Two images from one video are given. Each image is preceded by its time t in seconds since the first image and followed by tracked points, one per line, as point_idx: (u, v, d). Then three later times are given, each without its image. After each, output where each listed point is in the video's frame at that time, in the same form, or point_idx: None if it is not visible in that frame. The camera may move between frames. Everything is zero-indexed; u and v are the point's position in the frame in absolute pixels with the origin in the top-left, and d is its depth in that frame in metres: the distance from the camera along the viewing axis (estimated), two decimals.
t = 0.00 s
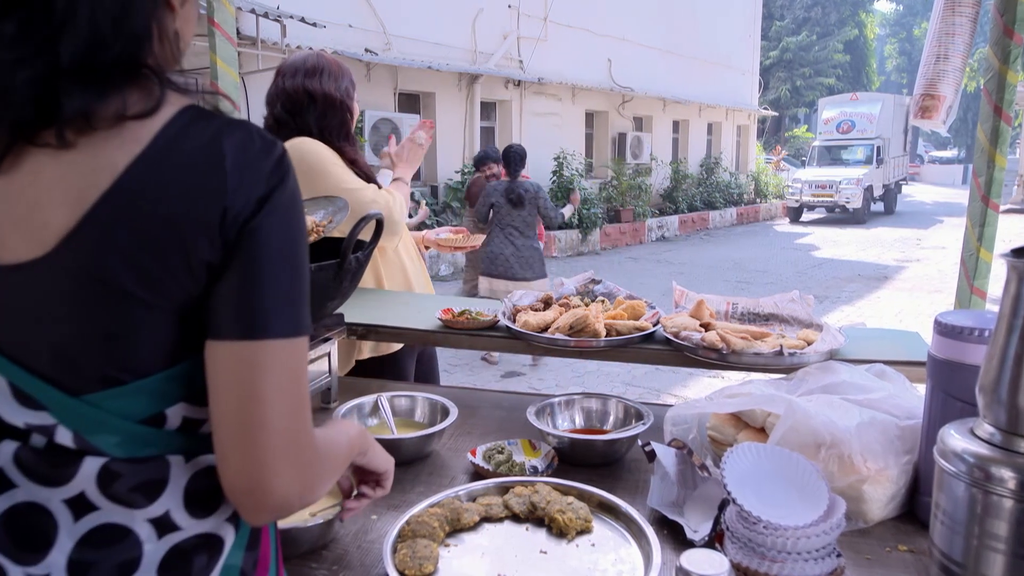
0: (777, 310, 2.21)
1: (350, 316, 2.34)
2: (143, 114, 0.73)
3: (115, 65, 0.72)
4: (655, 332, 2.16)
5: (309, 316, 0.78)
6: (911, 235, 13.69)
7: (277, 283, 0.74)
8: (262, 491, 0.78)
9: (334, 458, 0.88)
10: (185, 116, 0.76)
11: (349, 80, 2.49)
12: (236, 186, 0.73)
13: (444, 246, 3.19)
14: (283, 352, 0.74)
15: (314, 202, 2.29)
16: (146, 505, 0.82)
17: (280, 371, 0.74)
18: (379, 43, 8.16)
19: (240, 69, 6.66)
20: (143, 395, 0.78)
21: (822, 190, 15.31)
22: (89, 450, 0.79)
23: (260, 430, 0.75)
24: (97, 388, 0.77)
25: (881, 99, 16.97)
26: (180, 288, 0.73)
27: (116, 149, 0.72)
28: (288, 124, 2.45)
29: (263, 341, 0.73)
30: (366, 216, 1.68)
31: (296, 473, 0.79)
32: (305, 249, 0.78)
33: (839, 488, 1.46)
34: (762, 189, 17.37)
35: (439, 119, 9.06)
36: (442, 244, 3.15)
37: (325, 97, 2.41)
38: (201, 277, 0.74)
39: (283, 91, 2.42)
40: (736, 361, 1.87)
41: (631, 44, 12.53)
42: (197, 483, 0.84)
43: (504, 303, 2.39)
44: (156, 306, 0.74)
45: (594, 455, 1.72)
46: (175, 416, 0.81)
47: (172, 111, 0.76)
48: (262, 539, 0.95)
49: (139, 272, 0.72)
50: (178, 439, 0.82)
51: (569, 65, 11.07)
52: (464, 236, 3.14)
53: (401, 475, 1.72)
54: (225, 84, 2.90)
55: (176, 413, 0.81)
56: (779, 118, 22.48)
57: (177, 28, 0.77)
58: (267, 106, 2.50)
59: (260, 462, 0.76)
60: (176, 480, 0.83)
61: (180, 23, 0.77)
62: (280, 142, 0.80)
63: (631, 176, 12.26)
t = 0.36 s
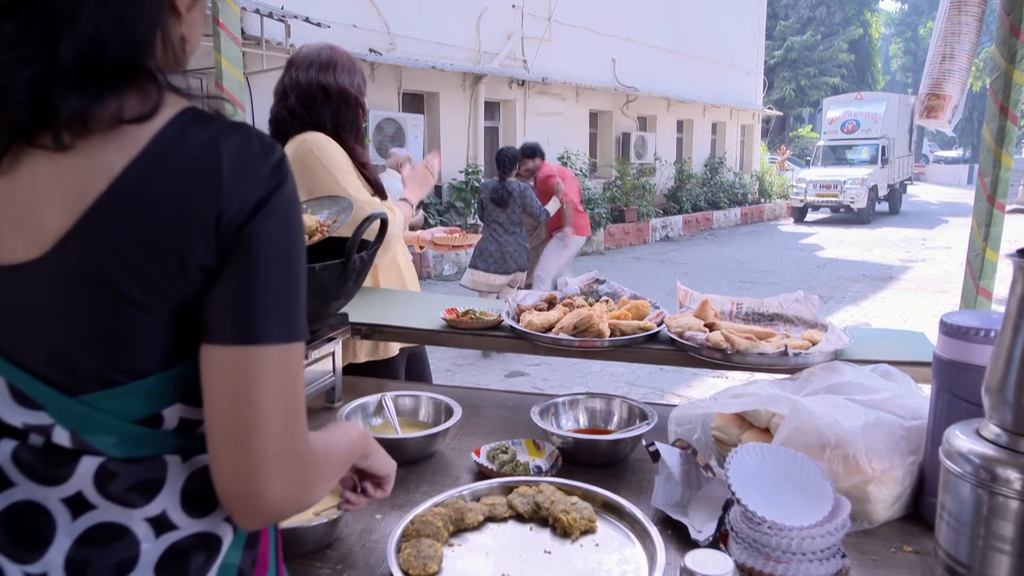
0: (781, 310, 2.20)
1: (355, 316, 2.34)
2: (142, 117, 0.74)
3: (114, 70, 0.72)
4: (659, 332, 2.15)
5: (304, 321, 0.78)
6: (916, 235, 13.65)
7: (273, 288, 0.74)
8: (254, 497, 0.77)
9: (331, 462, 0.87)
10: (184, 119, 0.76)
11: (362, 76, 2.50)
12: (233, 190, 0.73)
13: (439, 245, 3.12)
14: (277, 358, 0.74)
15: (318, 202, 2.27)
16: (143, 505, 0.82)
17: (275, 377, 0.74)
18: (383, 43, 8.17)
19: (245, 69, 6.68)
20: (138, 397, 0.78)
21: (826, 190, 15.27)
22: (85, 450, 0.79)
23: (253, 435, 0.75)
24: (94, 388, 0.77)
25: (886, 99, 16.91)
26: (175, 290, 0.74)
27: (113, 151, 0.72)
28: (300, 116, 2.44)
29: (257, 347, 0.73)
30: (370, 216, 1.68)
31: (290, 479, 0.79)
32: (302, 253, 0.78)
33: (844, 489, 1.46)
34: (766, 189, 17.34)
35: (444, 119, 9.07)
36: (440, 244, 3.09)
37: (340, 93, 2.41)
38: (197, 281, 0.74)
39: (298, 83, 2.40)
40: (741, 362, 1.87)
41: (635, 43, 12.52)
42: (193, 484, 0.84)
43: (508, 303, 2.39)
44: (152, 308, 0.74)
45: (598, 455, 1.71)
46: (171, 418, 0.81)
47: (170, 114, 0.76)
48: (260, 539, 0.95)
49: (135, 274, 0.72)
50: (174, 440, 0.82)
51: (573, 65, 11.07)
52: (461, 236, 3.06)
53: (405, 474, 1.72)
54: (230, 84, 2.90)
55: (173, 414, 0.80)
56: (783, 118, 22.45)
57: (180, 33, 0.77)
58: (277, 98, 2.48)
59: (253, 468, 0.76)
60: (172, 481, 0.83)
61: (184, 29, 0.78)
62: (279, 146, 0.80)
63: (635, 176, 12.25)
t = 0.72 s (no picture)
0: (785, 310, 2.20)
1: (359, 315, 2.34)
2: (160, 128, 0.74)
3: (140, 81, 0.73)
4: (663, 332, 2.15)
5: (309, 336, 0.78)
6: (921, 235, 13.61)
7: (278, 303, 0.74)
8: (248, 510, 0.78)
9: (328, 473, 0.87)
10: (200, 129, 0.76)
11: (372, 73, 2.47)
12: (243, 202, 0.73)
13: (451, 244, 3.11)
14: (278, 373, 0.74)
15: (322, 201, 2.27)
16: (142, 503, 0.82)
17: (275, 392, 0.74)
18: (387, 42, 8.18)
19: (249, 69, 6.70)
20: (141, 400, 0.78)
21: (830, 190, 15.25)
22: (87, 447, 0.80)
23: (250, 448, 0.75)
24: (97, 387, 0.77)
25: (891, 98, 16.76)
26: (180, 299, 0.74)
27: (126, 156, 0.73)
28: (309, 120, 2.45)
29: (259, 361, 0.73)
30: (374, 216, 1.68)
31: (283, 494, 0.79)
32: (310, 269, 0.78)
33: (848, 489, 1.45)
34: (770, 189, 17.31)
35: (447, 118, 9.08)
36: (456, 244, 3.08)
37: (347, 93, 2.40)
38: (201, 292, 0.74)
39: (306, 87, 2.41)
40: (745, 361, 1.87)
41: (638, 42, 12.50)
42: (192, 484, 0.84)
43: (511, 303, 2.39)
44: (157, 315, 0.74)
45: (601, 456, 1.72)
46: (174, 419, 0.81)
47: (190, 125, 0.76)
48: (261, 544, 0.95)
49: (142, 283, 0.72)
50: (173, 441, 0.82)
51: (577, 65, 11.07)
52: (474, 236, 3.05)
53: (408, 473, 1.72)
54: (234, 83, 2.91)
55: (174, 416, 0.80)
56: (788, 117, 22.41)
57: (212, 49, 0.78)
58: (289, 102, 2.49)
59: (249, 480, 0.76)
60: (171, 482, 0.83)
61: (216, 46, 0.79)
62: (294, 162, 0.80)
63: (639, 175, 12.24)
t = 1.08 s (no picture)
0: (788, 309, 2.20)
1: (361, 314, 2.34)
2: (168, 127, 0.74)
3: (146, 80, 0.73)
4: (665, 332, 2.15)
5: (314, 335, 0.78)
6: (924, 234, 13.58)
7: (283, 301, 0.74)
8: (252, 508, 0.78)
9: (331, 473, 0.87)
10: (206, 128, 0.76)
11: (387, 76, 2.49)
12: (248, 200, 0.73)
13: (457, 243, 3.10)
14: (283, 371, 0.74)
15: (326, 200, 2.27)
16: (147, 501, 0.82)
17: (279, 389, 0.74)
18: (389, 42, 8.18)
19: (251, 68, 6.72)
20: (148, 398, 0.78)
21: (833, 189, 15.23)
22: (93, 445, 0.80)
23: (254, 447, 0.75)
24: (104, 385, 0.77)
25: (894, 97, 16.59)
26: (186, 297, 0.74)
27: (132, 155, 0.73)
28: (327, 121, 2.44)
29: (264, 360, 0.73)
30: (375, 215, 1.68)
31: (287, 493, 0.79)
32: (314, 267, 0.78)
33: (850, 489, 1.45)
34: (773, 188, 17.28)
35: (449, 117, 9.08)
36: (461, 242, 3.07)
37: (367, 96, 2.42)
38: (207, 290, 0.74)
39: (326, 89, 2.42)
40: (748, 361, 1.86)
41: (641, 41, 12.48)
42: (198, 483, 0.84)
43: (514, 302, 2.39)
44: (163, 313, 0.74)
45: (603, 455, 1.72)
46: (179, 417, 0.81)
47: (197, 123, 0.77)
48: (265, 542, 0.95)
49: (149, 282, 0.73)
50: (179, 439, 0.82)
51: (579, 64, 11.06)
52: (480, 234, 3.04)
53: (410, 473, 1.73)
54: (237, 83, 2.90)
55: (180, 414, 0.81)
56: (790, 116, 22.37)
57: (218, 47, 0.78)
58: (305, 104, 2.49)
59: (252, 479, 0.76)
60: (177, 479, 0.83)
61: (222, 42, 0.79)
62: (299, 159, 0.80)
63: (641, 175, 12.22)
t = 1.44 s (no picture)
0: (791, 308, 2.19)
1: (364, 313, 2.34)
2: (162, 119, 0.74)
3: (138, 72, 0.73)
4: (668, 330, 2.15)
5: (314, 324, 0.78)
6: (927, 232, 13.55)
7: (283, 291, 0.74)
8: (256, 499, 0.77)
9: (334, 465, 0.87)
10: (200, 120, 0.76)
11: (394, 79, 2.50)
12: (245, 190, 0.73)
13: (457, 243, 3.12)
14: (284, 361, 0.74)
15: (328, 199, 2.26)
16: (147, 500, 0.82)
17: (280, 378, 0.74)
18: (391, 40, 8.18)
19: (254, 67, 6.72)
20: (149, 392, 0.78)
21: (836, 188, 15.20)
22: (93, 442, 0.80)
23: (256, 437, 0.75)
24: (104, 381, 0.78)
25: (897, 95, 16.73)
26: (185, 289, 0.74)
27: (127, 148, 0.73)
28: (339, 124, 2.43)
29: (264, 348, 0.73)
30: (378, 213, 1.68)
31: (292, 481, 0.79)
32: (313, 258, 0.78)
33: (853, 487, 1.45)
34: (775, 186, 17.25)
35: (452, 116, 9.08)
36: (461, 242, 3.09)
37: (377, 100, 2.42)
38: (206, 281, 0.74)
39: (336, 94, 2.41)
40: (751, 360, 1.86)
41: (643, 40, 12.47)
42: (199, 480, 0.85)
43: (516, 300, 2.39)
44: (162, 305, 0.74)
45: (606, 453, 1.71)
46: (179, 414, 0.81)
47: (191, 115, 0.77)
48: (267, 539, 0.95)
49: (147, 274, 0.73)
50: (179, 435, 0.83)
51: (582, 63, 11.05)
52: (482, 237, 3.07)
53: (413, 471, 1.73)
54: (239, 81, 2.90)
55: (180, 410, 0.81)
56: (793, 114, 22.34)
57: (209, 39, 0.78)
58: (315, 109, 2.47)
59: (255, 468, 0.76)
60: (178, 476, 0.83)
61: (213, 35, 0.79)
62: (295, 150, 0.80)
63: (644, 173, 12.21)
